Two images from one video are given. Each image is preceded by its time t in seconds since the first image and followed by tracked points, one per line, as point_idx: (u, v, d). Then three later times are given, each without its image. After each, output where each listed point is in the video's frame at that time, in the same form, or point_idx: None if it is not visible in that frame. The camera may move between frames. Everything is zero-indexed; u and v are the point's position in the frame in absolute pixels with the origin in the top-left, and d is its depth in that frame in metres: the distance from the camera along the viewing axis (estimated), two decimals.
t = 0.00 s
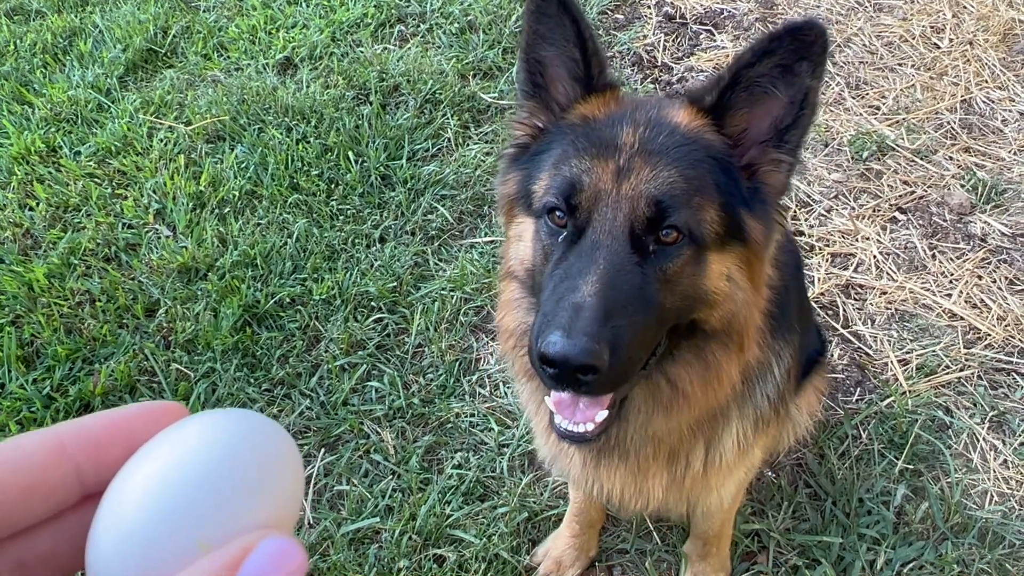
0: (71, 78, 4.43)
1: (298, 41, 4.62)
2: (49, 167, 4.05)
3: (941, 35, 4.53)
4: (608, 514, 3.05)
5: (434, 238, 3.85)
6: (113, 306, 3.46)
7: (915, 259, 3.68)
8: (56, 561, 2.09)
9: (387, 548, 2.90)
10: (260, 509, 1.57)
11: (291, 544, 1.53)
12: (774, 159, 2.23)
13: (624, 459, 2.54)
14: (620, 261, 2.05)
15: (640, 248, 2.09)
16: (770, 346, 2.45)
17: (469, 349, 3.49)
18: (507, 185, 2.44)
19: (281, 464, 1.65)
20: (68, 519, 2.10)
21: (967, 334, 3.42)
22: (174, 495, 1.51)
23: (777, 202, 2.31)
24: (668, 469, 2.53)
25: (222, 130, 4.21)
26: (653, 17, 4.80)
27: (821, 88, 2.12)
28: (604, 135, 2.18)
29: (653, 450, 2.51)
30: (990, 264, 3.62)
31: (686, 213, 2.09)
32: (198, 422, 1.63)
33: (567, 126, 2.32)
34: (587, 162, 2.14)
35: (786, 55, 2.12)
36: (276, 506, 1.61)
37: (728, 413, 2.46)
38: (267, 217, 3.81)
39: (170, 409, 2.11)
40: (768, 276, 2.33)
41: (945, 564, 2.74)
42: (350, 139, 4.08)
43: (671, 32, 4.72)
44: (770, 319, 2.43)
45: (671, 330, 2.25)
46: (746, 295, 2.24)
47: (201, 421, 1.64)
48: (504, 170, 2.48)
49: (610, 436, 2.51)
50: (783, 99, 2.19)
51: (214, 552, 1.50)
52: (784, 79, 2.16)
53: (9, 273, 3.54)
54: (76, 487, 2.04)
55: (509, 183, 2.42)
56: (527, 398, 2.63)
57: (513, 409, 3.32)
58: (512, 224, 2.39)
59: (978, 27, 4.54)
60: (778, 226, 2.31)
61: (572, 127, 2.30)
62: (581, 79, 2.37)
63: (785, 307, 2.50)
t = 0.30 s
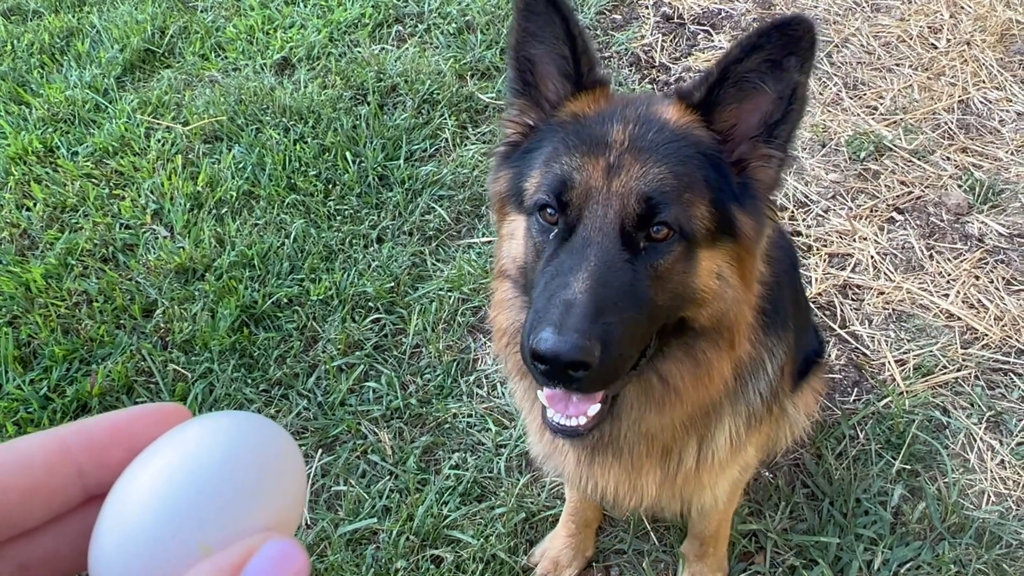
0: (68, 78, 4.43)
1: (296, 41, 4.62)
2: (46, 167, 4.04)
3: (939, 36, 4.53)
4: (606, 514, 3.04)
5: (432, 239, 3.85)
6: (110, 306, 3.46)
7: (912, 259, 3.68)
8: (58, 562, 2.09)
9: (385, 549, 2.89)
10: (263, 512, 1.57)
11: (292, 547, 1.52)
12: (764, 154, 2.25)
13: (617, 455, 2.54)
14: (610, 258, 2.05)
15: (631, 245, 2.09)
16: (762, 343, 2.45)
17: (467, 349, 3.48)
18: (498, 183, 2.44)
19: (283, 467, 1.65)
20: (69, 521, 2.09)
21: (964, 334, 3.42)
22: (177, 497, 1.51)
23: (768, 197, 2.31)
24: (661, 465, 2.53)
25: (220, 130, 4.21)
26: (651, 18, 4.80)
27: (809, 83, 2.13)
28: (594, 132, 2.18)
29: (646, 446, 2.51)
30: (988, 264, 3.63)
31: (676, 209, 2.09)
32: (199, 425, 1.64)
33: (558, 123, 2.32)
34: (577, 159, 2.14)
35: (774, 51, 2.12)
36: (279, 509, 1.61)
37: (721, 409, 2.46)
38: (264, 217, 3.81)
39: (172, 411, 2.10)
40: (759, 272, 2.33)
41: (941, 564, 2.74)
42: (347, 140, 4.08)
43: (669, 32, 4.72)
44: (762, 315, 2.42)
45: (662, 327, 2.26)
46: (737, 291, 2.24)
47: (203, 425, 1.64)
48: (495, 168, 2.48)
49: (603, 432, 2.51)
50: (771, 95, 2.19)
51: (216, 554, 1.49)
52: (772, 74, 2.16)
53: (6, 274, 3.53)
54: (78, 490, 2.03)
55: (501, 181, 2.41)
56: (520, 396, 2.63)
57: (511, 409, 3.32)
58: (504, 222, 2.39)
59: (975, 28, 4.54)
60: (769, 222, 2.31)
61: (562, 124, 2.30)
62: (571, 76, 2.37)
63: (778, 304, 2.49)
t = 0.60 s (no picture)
0: (68, 84, 4.43)
1: (295, 47, 4.62)
2: (45, 172, 4.04)
3: (937, 43, 4.54)
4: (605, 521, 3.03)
5: (431, 245, 3.86)
6: (109, 312, 3.46)
7: (911, 267, 3.69)
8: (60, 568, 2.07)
9: (383, 556, 2.89)
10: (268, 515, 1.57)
11: (298, 551, 1.53)
12: (762, 154, 2.24)
13: (617, 459, 2.54)
14: (610, 258, 2.07)
15: (631, 245, 2.10)
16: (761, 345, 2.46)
17: (466, 356, 3.48)
18: (497, 185, 2.43)
19: (289, 471, 1.65)
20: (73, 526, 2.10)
21: (963, 341, 3.43)
22: (182, 501, 1.52)
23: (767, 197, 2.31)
24: (661, 468, 2.53)
25: (219, 136, 4.21)
26: (650, 24, 4.81)
27: (806, 82, 2.14)
28: (593, 133, 2.19)
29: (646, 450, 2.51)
30: (986, 272, 3.63)
31: (675, 209, 2.10)
32: (205, 430, 1.63)
33: (557, 125, 2.32)
34: (577, 160, 2.15)
35: (771, 50, 2.14)
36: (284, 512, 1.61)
37: (721, 412, 2.46)
38: (263, 223, 3.81)
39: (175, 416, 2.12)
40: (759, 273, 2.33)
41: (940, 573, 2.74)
42: (346, 146, 4.08)
43: (668, 39, 4.73)
44: (762, 318, 2.43)
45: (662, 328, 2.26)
46: (737, 292, 2.24)
47: (209, 428, 1.64)
48: (495, 171, 2.48)
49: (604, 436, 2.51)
50: (769, 94, 2.20)
51: (222, 558, 1.49)
52: (769, 74, 2.18)
53: (4, 279, 3.53)
54: (81, 494, 2.06)
55: (500, 184, 2.42)
56: (519, 400, 2.63)
57: (509, 416, 3.32)
58: (504, 225, 2.39)
59: (974, 35, 4.55)
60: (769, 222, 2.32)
61: (561, 126, 2.30)
62: (570, 78, 2.38)
63: (777, 307, 2.50)
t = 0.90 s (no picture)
0: (63, 81, 4.41)
1: (291, 44, 4.61)
2: (40, 170, 4.03)
3: (933, 42, 4.55)
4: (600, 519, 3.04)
5: (427, 243, 3.85)
6: (104, 310, 3.44)
7: (906, 265, 3.69)
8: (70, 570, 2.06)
9: (379, 555, 2.88)
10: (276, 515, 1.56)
11: (309, 551, 1.52)
12: (754, 163, 2.25)
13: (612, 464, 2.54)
14: (603, 268, 2.06)
15: (623, 254, 2.09)
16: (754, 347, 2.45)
17: (462, 354, 3.48)
18: (492, 193, 2.43)
19: (299, 473, 1.65)
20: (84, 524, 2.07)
21: (959, 340, 3.43)
22: (189, 502, 1.50)
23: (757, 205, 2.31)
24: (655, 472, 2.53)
25: (215, 134, 4.19)
26: (646, 23, 4.80)
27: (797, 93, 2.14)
28: (587, 142, 2.18)
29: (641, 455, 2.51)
30: (982, 270, 3.64)
31: (667, 219, 2.09)
32: (216, 429, 1.63)
33: (551, 135, 2.32)
34: (571, 171, 2.14)
35: (764, 63, 2.13)
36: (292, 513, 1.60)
37: (716, 416, 2.45)
38: (259, 220, 3.80)
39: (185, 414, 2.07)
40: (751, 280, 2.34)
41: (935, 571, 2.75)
42: (342, 144, 4.07)
43: (664, 37, 4.73)
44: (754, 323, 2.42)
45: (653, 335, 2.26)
46: (729, 300, 2.24)
47: (215, 429, 1.63)
48: (488, 180, 2.47)
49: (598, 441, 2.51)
50: (760, 105, 2.19)
51: (232, 557, 1.48)
52: (762, 85, 2.17)
53: None
54: (94, 494, 2.02)
55: (495, 192, 2.41)
56: (514, 404, 2.64)
57: (505, 414, 3.32)
58: (497, 231, 2.39)
59: (970, 34, 4.56)
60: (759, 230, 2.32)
61: (556, 136, 2.29)
62: (564, 88, 2.38)
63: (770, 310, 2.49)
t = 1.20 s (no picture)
0: (58, 80, 4.40)
1: (287, 42, 4.60)
2: (35, 169, 4.02)
3: (930, 38, 4.54)
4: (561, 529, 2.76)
5: (424, 241, 3.82)
6: (101, 309, 3.44)
7: (904, 261, 3.69)
8: (50, 555, 2.12)
9: (378, 553, 2.89)
10: (251, 499, 1.60)
11: (281, 535, 1.55)
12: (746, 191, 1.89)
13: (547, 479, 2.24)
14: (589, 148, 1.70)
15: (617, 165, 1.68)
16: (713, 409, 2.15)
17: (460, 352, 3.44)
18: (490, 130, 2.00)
19: (273, 459, 1.68)
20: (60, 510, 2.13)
21: (957, 336, 3.43)
22: (164, 490, 1.54)
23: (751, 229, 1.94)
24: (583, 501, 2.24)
25: (211, 132, 4.18)
26: (644, 19, 4.79)
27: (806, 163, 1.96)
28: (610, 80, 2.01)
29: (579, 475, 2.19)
30: (979, 266, 3.64)
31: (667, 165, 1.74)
32: (190, 418, 1.66)
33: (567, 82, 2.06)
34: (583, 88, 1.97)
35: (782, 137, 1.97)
36: (268, 498, 1.63)
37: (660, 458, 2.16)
38: (256, 219, 3.79)
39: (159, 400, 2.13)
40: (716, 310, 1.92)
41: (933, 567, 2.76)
42: (339, 142, 4.06)
43: (661, 33, 4.72)
44: (730, 335, 2.11)
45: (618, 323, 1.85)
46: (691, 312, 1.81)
47: (191, 415, 1.67)
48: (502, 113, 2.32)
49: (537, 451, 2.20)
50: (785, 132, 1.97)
51: (206, 541, 1.51)
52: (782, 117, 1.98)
53: None
54: (68, 481, 2.07)
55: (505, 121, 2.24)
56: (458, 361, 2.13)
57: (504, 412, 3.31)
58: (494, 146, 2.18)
59: (966, 30, 4.56)
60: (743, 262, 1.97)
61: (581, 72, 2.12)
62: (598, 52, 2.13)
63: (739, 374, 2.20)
